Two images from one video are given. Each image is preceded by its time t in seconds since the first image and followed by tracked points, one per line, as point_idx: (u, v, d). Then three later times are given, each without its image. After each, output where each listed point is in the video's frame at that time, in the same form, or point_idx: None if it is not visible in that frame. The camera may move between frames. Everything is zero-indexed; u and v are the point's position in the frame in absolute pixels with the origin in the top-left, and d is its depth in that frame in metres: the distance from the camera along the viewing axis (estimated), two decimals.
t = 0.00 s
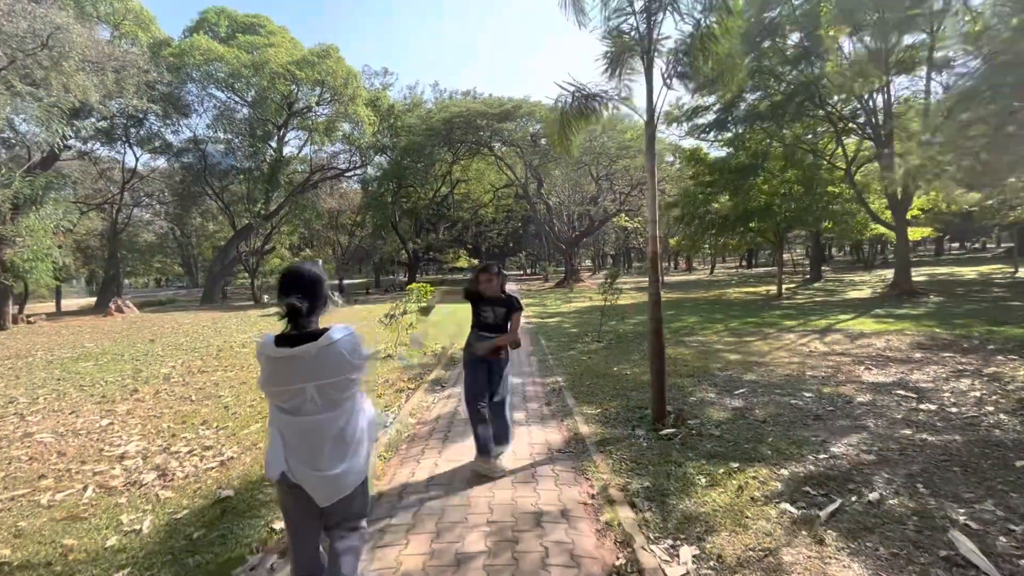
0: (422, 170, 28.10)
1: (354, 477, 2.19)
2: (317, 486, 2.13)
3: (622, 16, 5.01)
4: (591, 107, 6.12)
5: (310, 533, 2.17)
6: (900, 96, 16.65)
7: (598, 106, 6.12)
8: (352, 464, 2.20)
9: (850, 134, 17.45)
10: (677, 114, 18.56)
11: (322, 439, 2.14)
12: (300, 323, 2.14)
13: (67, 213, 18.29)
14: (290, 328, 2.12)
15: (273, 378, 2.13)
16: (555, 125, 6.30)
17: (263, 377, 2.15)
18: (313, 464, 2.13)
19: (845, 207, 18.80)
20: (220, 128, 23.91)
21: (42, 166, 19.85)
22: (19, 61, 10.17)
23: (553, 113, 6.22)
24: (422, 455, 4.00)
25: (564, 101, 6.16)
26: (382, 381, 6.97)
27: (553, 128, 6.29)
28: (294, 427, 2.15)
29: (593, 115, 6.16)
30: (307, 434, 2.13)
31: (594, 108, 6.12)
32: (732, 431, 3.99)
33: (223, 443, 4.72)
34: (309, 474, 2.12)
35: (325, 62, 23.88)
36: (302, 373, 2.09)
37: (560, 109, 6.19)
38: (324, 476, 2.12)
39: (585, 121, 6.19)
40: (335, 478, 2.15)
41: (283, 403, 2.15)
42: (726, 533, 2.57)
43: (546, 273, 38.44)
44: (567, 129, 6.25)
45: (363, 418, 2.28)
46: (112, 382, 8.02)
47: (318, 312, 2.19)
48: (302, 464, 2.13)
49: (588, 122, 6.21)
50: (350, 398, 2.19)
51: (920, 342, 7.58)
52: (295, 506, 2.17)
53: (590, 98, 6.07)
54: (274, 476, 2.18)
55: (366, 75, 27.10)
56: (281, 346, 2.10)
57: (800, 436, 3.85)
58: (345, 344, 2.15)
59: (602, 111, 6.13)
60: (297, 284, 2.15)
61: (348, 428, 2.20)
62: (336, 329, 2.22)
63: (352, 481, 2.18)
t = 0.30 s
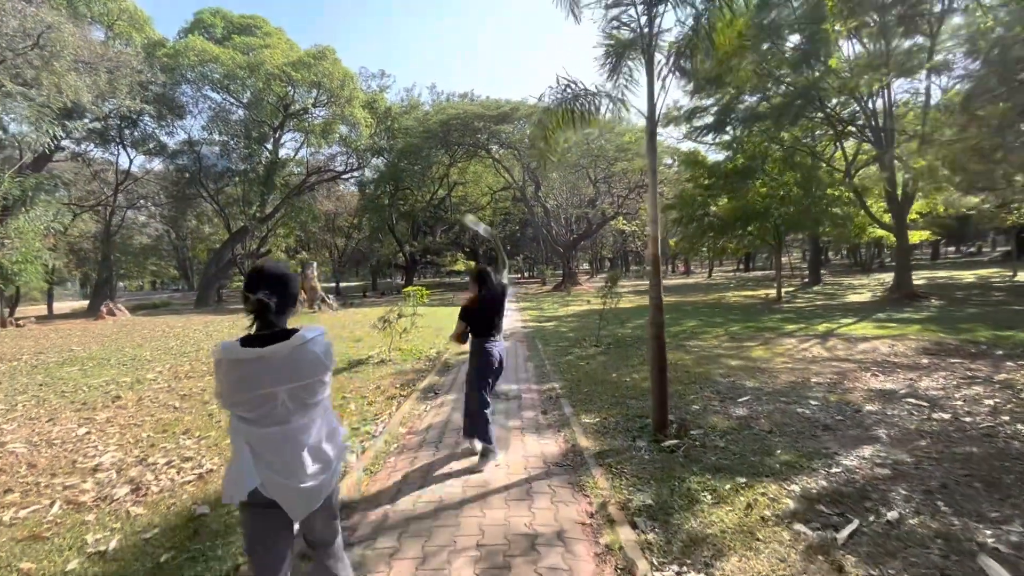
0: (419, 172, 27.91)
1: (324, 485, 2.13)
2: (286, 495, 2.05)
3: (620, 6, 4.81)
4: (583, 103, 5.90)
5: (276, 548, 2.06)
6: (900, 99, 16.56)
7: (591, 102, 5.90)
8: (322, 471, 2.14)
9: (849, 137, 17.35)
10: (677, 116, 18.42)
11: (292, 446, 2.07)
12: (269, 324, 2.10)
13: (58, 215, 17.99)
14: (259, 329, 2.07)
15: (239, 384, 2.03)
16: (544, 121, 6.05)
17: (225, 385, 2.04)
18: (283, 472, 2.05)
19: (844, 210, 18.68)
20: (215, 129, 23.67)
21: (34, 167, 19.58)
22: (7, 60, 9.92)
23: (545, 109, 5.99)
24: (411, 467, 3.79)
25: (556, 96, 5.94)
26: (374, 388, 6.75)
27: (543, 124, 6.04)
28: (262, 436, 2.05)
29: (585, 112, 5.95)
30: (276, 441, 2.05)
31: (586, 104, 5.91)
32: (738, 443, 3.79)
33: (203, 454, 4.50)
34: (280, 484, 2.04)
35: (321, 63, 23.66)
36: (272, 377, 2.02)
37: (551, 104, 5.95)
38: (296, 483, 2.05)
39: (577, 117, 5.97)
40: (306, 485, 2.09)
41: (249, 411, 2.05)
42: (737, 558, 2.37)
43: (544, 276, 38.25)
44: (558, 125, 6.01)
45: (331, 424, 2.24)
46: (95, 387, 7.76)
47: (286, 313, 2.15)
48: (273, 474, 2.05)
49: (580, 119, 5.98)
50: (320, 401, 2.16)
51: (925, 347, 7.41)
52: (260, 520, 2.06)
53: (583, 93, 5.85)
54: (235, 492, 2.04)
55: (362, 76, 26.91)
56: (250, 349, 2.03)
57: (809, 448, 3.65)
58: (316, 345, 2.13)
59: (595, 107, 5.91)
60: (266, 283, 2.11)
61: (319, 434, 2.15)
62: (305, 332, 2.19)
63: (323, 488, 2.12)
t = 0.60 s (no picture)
0: (416, 171, 27.65)
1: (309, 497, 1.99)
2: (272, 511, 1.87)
3: None
4: (578, 96, 5.65)
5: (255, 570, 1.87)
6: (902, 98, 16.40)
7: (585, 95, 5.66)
8: (309, 481, 2.00)
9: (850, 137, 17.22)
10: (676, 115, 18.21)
11: (283, 456, 1.90)
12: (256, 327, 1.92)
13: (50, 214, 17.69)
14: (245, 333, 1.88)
15: (225, 394, 1.82)
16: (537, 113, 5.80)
17: (206, 396, 1.81)
18: (276, 486, 1.88)
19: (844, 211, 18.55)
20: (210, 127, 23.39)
21: (25, 165, 19.30)
22: None
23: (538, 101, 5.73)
24: (402, 475, 3.60)
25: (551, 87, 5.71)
26: (366, 390, 6.54)
27: (535, 116, 5.79)
28: (251, 448, 1.85)
29: (580, 106, 5.72)
30: (265, 451, 1.87)
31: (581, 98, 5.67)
32: (745, 452, 3.61)
33: (185, 462, 4.30)
34: (273, 498, 1.87)
35: (317, 60, 23.37)
36: (266, 384, 1.85)
37: (543, 96, 5.70)
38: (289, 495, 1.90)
39: (571, 111, 5.74)
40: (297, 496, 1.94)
41: (236, 421, 1.84)
42: None
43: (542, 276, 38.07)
44: (551, 118, 5.77)
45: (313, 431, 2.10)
46: (80, 390, 7.55)
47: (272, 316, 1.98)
48: (264, 489, 1.86)
49: (574, 113, 5.75)
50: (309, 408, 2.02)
51: (930, 350, 7.27)
52: (244, 540, 1.86)
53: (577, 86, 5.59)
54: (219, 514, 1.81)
55: (358, 74, 26.64)
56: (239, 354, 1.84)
57: (820, 457, 3.47)
58: (307, 350, 2.00)
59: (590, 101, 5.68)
60: (251, 283, 1.92)
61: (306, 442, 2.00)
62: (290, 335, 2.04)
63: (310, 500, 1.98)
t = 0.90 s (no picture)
0: (414, 172, 27.45)
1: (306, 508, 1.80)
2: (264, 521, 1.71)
3: None
4: (581, 88, 5.40)
5: None
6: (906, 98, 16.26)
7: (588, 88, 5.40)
8: (306, 490, 1.82)
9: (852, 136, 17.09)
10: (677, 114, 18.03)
11: (272, 465, 1.71)
12: (246, 326, 1.73)
13: (44, 214, 17.44)
14: (233, 333, 1.71)
15: (210, 396, 1.66)
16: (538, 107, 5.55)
17: (194, 397, 1.67)
18: (264, 496, 1.70)
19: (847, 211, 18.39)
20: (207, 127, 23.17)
21: (20, 165, 19.06)
22: None
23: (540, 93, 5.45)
24: (397, 484, 3.41)
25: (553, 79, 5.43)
26: (361, 394, 6.34)
27: (536, 110, 5.55)
28: (238, 454, 1.68)
29: (583, 99, 5.45)
30: (254, 458, 1.69)
31: (584, 89, 5.42)
32: (759, 461, 3.43)
33: (169, 470, 4.10)
34: (260, 508, 1.69)
35: (316, 60, 23.16)
36: (255, 386, 1.67)
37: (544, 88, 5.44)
38: (277, 507, 1.71)
39: (574, 105, 5.49)
40: (287, 508, 1.73)
41: (223, 423, 1.68)
42: None
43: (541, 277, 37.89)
44: (553, 111, 5.51)
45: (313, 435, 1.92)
46: (68, 393, 7.33)
47: (266, 314, 1.80)
48: (251, 497, 1.69)
49: (577, 107, 5.50)
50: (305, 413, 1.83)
51: (939, 352, 7.10)
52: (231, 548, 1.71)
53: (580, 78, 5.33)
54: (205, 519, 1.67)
55: (357, 74, 26.42)
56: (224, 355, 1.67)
57: (838, 467, 3.28)
58: (303, 349, 1.80)
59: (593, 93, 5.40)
60: (240, 281, 1.73)
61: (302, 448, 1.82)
62: (288, 334, 1.84)
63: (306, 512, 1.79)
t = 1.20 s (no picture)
0: (415, 173, 27.30)
1: (283, 530, 1.63)
2: (233, 538, 1.58)
3: None
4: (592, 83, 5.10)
5: None
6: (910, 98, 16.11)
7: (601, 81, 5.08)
8: (284, 509, 1.63)
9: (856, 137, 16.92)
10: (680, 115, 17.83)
11: (236, 481, 1.57)
12: (216, 328, 1.59)
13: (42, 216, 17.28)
14: (201, 335, 1.59)
15: (178, 400, 1.57)
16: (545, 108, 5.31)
17: (168, 399, 1.60)
18: (228, 513, 1.56)
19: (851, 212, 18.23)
20: (206, 128, 23.02)
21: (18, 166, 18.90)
22: None
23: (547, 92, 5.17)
24: (395, 496, 3.24)
25: (559, 77, 5.17)
26: (359, 399, 6.16)
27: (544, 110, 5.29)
28: (204, 465, 1.57)
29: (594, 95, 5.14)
30: (219, 471, 1.56)
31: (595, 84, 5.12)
32: (776, 474, 3.26)
33: (155, 481, 3.92)
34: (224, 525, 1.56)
35: (316, 61, 23.03)
36: (221, 393, 1.52)
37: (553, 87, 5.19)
38: (241, 526, 1.56)
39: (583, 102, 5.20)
40: (254, 530, 1.57)
41: (191, 431, 1.58)
42: None
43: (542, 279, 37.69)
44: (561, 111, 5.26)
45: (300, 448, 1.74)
46: (58, 398, 7.15)
47: (245, 314, 1.65)
48: (215, 512, 1.57)
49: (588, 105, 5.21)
50: (283, 426, 1.64)
51: (952, 356, 6.92)
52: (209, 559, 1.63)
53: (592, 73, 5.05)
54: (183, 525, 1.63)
55: (357, 75, 26.27)
56: (190, 358, 1.55)
57: (860, 481, 3.11)
58: (279, 357, 1.61)
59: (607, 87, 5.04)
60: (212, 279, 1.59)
61: (281, 463, 1.64)
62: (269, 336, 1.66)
63: (281, 535, 1.62)
